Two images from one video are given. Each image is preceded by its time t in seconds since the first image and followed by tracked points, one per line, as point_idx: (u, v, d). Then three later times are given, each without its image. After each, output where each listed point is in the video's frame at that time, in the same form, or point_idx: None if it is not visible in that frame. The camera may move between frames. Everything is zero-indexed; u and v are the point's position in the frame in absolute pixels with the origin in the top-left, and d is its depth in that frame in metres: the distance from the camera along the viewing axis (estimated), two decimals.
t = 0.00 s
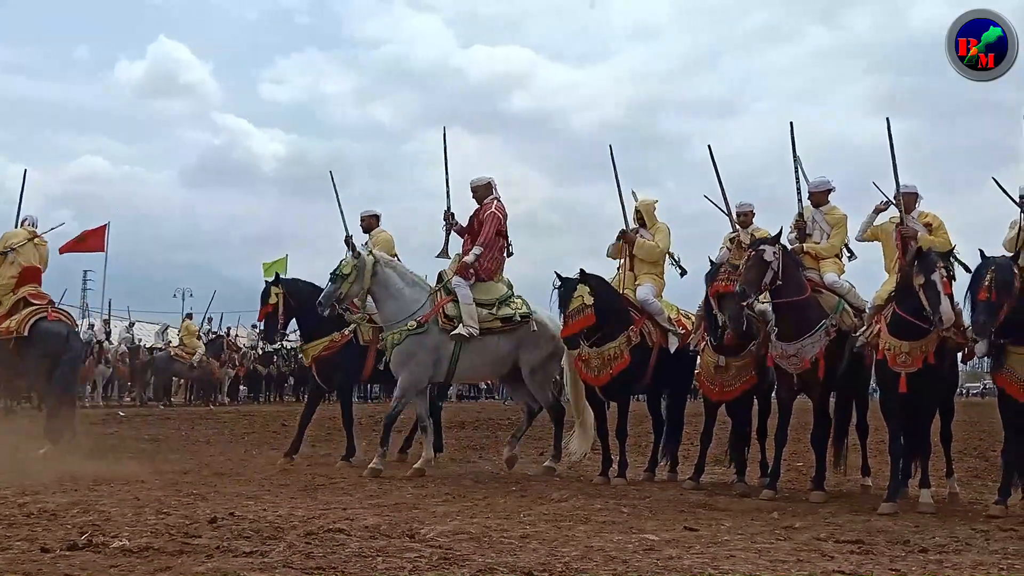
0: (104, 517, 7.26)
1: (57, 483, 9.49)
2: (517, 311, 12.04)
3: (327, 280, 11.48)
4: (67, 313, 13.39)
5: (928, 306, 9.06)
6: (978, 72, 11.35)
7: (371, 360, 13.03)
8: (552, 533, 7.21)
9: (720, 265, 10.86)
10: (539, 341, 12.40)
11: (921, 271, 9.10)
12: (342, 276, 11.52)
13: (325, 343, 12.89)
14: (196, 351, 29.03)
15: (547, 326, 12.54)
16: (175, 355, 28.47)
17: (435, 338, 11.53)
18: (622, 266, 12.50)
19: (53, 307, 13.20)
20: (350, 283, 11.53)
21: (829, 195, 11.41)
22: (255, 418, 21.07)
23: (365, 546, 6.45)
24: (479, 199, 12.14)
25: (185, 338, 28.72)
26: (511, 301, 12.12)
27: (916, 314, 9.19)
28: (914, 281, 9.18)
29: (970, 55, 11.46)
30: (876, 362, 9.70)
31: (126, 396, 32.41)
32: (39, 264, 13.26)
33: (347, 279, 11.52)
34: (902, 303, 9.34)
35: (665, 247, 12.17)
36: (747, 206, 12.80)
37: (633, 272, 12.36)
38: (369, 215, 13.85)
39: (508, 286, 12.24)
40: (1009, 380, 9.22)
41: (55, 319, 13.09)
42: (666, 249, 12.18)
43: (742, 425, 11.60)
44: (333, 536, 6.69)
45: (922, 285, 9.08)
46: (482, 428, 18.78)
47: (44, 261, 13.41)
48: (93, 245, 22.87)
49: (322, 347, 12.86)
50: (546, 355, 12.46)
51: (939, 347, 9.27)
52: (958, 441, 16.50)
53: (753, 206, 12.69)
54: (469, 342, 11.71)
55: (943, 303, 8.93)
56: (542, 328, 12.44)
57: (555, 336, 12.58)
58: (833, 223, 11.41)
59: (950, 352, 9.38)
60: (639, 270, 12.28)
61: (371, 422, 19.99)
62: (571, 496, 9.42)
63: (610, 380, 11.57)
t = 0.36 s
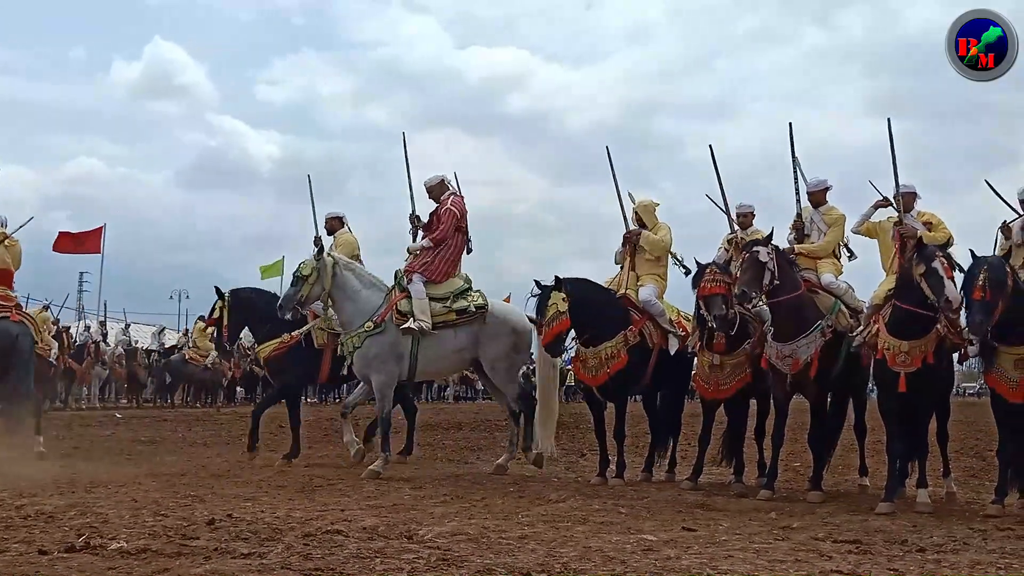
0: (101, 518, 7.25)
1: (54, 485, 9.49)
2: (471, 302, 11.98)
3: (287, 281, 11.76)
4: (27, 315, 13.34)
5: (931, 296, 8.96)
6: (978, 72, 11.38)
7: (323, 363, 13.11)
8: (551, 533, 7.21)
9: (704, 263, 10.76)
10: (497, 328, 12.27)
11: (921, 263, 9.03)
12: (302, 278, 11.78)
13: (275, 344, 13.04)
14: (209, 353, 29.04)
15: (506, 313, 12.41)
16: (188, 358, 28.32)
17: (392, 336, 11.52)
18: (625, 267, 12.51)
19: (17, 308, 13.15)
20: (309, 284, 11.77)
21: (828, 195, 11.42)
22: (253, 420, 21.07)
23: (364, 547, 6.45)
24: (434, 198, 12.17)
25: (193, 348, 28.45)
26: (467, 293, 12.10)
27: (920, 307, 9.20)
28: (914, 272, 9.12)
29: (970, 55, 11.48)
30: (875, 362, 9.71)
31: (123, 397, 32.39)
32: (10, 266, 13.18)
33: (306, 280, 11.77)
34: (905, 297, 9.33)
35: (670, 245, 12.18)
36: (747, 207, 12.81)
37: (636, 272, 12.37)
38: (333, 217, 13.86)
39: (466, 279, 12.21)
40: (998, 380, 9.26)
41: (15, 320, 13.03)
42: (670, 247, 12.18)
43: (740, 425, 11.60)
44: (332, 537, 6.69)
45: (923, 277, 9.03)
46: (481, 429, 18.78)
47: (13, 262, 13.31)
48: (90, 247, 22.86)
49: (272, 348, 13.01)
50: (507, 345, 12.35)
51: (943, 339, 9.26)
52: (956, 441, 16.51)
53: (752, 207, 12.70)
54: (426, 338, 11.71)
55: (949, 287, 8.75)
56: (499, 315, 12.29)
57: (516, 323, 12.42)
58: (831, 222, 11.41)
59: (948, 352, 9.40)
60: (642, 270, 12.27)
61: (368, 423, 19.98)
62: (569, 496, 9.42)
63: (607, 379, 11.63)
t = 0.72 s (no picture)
0: (101, 518, 7.25)
1: (53, 484, 9.48)
2: (429, 303, 11.73)
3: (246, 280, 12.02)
4: None
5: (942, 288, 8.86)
6: (978, 72, 11.38)
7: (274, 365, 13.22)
8: (550, 532, 7.21)
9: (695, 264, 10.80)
10: (455, 331, 11.79)
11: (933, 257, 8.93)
12: (260, 276, 12.05)
13: (226, 346, 13.18)
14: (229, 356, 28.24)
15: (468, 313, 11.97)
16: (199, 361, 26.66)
17: (347, 335, 11.68)
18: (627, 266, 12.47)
19: None
20: (267, 282, 12.02)
21: (828, 193, 11.41)
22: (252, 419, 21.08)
23: (363, 546, 6.45)
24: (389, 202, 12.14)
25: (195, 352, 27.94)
26: (427, 294, 11.87)
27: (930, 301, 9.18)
28: (925, 267, 9.02)
29: (970, 54, 11.49)
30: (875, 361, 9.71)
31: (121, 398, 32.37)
32: None
33: (263, 278, 12.03)
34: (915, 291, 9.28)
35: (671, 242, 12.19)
36: (749, 207, 12.79)
37: (638, 271, 12.33)
38: (301, 219, 13.90)
39: (426, 282, 11.98)
40: (993, 378, 9.26)
41: None
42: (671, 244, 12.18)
43: (739, 423, 11.59)
44: (331, 536, 6.69)
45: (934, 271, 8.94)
46: (480, 429, 18.78)
47: None
48: (90, 246, 22.87)
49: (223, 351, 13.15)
50: (462, 348, 11.81)
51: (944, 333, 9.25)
52: (956, 440, 16.50)
53: (754, 206, 12.69)
54: (380, 338, 11.66)
55: (964, 277, 8.63)
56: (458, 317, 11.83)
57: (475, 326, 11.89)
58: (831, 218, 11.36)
59: (947, 349, 9.39)
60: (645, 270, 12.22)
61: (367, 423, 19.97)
62: (569, 495, 9.41)
63: (595, 376, 11.69)
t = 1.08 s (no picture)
0: (102, 515, 7.25)
1: (54, 482, 9.49)
2: (365, 301, 11.63)
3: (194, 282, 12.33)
4: None
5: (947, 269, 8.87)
6: (979, 72, 11.38)
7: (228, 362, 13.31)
8: (551, 528, 7.21)
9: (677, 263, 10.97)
10: (393, 329, 11.64)
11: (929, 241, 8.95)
12: (206, 278, 12.32)
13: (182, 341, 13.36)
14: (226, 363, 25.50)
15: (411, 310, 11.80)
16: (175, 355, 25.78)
17: (285, 331, 11.84)
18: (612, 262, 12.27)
19: None
20: (212, 283, 12.29)
21: (827, 187, 11.40)
22: (252, 416, 21.07)
23: (364, 542, 6.45)
24: (333, 204, 12.19)
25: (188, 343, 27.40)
26: (370, 290, 11.80)
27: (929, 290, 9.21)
28: (923, 251, 9.02)
29: (970, 55, 11.48)
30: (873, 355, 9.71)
31: (121, 396, 32.38)
32: None
33: (209, 279, 12.30)
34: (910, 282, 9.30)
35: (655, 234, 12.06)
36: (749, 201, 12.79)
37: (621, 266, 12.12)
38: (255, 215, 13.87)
39: (370, 278, 11.91)
40: (989, 370, 9.26)
41: None
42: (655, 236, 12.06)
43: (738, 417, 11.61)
44: (332, 533, 6.69)
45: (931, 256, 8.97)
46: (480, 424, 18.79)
47: None
48: (89, 244, 22.84)
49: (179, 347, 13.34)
50: (407, 346, 11.64)
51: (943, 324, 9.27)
52: (955, 433, 16.51)
53: (755, 201, 12.68)
54: (319, 335, 11.71)
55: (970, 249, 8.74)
56: (398, 315, 11.67)
57: (416, 325, 11.67)
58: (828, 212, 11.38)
59: (945, 342, 9.43)
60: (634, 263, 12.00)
61: (367, 419, 19.99)
62: (569, 490, 9.41)
63: (577, 367, 11.78)
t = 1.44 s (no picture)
0: (100, 510, 7.25)
1: (52, 477, 9.49)
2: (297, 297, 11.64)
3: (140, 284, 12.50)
4: None
5: (955, 250, 8.90)
6: (979, 72, 11.36)
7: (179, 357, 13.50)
8: (550, 521, 7.20)
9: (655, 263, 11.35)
10: (324, 320, 11.66)
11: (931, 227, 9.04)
12: (150, 280, 12.46)
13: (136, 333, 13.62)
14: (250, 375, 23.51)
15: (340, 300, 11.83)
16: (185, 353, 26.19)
17: (223, 335, 11.83)
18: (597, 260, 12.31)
19: None
20: (155, 285, 12.41)
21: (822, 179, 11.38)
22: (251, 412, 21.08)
23: (363, 536, 6.46)
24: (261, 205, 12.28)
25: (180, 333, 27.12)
26: (300, 284, 11.88)
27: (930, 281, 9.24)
28: (925, 240, 9.09)
29: (970, 54, 11.46)
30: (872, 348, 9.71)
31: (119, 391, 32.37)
32: None
33: (152, 281, 12.43)
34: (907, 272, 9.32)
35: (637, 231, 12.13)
36: (749, 194, 12.77)
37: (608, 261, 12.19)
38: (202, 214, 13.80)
39: (301, 274, 11.99)
40: (987, 362, 9.26)
41: None
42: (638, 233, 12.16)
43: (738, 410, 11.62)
44: (331, 526, 6.69)
45: (934, 242, 9.02)
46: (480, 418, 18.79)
47: None
48: (86, 241, 22.82)
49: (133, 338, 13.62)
50: (335, 336, 11.67)
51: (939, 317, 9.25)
52: (955, 426, 16.52)
53: (755, 194, 12.68)
54: (252, 333, 11.74)
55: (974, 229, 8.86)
56: (328, 306, 11.70)
57: (345, 314, 11.70)
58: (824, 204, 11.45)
59: (943, 334, 9.35)
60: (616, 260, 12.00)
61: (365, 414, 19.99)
62: (568, 484, 9.41)
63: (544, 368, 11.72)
